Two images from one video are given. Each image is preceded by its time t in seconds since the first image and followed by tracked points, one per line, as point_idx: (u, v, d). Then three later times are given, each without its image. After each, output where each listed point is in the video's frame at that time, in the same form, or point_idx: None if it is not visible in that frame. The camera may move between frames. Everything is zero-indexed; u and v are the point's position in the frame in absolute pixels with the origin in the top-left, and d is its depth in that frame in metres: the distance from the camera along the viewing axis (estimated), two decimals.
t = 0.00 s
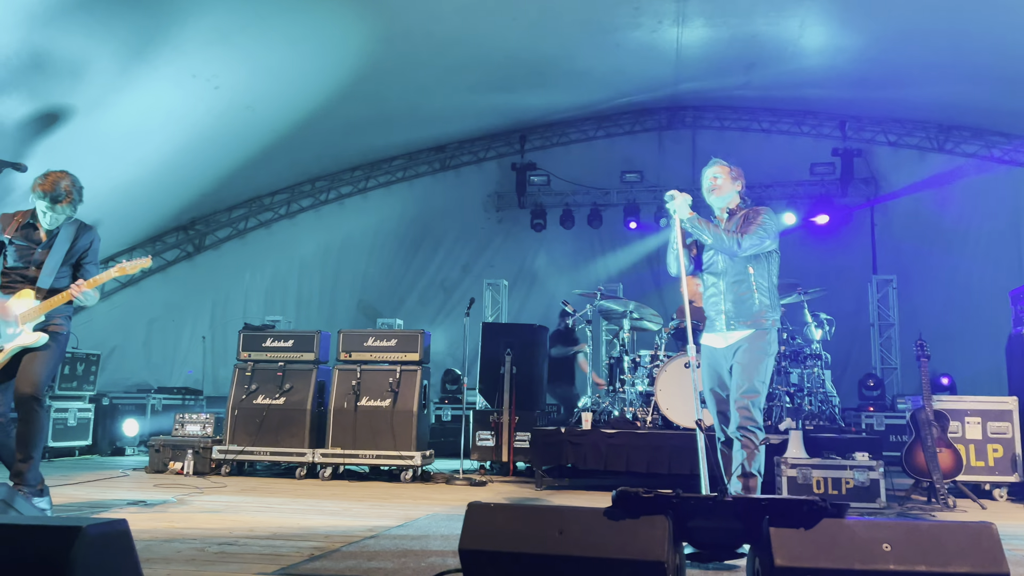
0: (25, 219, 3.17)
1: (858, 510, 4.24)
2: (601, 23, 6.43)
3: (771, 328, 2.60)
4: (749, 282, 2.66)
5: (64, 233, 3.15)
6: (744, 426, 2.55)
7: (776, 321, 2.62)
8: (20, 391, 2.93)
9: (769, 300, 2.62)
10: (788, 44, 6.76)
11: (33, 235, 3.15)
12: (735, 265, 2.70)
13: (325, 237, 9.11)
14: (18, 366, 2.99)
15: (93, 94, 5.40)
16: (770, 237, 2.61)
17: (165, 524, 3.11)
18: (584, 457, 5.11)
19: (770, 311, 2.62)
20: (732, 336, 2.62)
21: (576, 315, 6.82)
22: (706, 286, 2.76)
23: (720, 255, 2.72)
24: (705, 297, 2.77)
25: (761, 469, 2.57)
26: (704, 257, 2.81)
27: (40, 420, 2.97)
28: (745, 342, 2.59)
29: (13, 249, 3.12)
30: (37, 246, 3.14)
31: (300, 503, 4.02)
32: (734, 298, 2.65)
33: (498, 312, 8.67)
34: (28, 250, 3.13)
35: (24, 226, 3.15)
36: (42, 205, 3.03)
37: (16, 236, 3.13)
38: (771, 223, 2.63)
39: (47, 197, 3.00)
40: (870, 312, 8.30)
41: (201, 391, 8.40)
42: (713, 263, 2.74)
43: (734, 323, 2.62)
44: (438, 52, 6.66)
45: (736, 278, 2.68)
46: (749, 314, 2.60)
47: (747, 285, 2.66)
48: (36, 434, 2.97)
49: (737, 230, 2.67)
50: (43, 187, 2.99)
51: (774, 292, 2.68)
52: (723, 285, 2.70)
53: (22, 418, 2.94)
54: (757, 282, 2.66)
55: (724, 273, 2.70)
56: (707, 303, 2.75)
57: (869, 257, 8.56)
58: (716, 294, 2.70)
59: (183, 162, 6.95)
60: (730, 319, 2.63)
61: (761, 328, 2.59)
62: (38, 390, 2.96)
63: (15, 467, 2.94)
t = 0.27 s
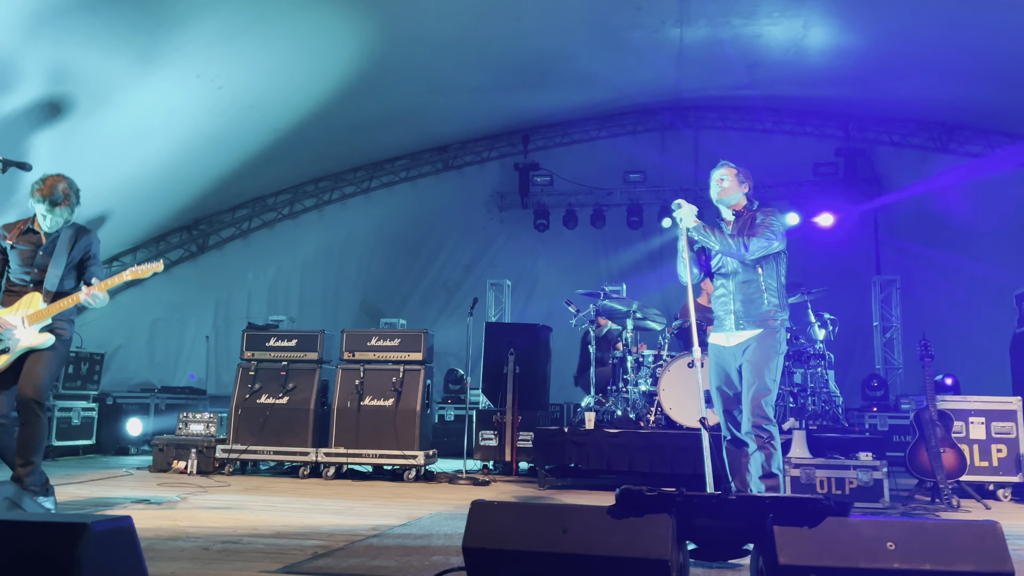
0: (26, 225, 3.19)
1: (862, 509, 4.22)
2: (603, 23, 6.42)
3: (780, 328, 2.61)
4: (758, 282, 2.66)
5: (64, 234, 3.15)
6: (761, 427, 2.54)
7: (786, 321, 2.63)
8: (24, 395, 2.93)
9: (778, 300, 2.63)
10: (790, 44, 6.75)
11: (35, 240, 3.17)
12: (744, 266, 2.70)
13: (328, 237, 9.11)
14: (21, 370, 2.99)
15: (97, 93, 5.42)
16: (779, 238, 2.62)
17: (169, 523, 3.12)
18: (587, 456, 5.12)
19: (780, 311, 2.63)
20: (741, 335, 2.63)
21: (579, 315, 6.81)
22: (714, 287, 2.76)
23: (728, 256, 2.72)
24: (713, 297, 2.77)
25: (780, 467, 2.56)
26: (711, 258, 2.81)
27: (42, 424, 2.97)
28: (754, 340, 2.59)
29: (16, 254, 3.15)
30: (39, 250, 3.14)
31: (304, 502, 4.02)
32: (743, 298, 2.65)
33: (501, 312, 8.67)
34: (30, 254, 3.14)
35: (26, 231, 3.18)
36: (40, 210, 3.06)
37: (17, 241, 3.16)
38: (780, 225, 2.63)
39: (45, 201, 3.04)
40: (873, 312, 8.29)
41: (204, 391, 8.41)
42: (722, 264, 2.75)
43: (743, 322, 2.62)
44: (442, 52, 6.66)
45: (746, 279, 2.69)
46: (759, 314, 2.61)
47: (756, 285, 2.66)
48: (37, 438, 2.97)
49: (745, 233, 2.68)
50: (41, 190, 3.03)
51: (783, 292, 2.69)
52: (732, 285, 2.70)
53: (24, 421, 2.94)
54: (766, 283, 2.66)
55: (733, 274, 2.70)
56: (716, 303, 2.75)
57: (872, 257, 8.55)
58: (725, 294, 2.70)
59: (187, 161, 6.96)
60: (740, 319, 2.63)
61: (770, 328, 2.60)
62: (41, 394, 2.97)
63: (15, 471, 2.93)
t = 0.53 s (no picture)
0: (33, 227, 3.22)
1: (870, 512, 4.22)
2: (610, 24, 6.43)
3: (794, 332, 2.61)
4: (773, 286, 2.67)
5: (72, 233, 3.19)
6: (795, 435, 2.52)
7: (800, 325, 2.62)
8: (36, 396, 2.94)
9: (792, 304, 2.63)
10: (797, 45, 6.74)
11: (42, 240, 3.19)
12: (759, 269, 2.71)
13: (335, 238, 9.13)
14: (31, 371, 3.01)
15: (105, 95, 5.44)
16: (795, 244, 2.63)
17: (178, 524, 3.13)
18: (594, 458, 5.11)
19: (794, 315, 2.63)
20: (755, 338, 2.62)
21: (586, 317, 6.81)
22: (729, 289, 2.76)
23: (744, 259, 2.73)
24: (727, 300, 2.78)
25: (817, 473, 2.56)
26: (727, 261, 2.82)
27: (50, 425, 2.96)
28: (768, 343, 2.59)
29: (25, 255, 3.16)
30: (48, 249, 3.17)
31: (312, 503, 4.02)
32: (757, 301, 2.66)
33: (507, 313, 8.68)
34: (39, 254, 3.15)
35: (33, 233, 3.20)
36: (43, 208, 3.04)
37: (26, 243, 3.18)
38: (796, 230, 2.64)
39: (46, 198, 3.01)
40: (881, 314, 8.26)
41: (211, 392, 8.42)
42: (737, 266, 2.75)
43: (756, 325, 2.62)
44: (449, 53, 6.67)
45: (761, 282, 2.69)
46: (773, 317, 2.61)
47: (771, 289, 2.67)
48: (46, 440, 2.95)
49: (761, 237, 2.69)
50: (41, 189, 3.00)
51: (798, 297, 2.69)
52: (747, 288, 2.70)
53: (33, 422, 2.93)
54: (781, 287, 2.66)
55: (747, 277, 2.71)
56: (729, 305, 2.75)
57: (880, 258, 8.52)
58: (740, 296, 2.71)
59: (195, 163, 6.98)
60: (753, 321, 2.63)
61: (784, 332, 2.59)
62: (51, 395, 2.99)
63: (22, 473, 2.92)
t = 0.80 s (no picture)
0: (42, 233, 3.23)
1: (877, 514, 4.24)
2: (615, 26, 6.43)
3: (814, 335, 2.61)
4: (794, 288, 2.67)
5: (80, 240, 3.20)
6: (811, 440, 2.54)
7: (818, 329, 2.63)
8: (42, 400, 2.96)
9: (812, 307, 2.64)
10: (802, 46, 6.73)
11: (51, 246, 3.22)
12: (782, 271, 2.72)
13: (342, 241, 9.15)
14: (37, 376, 3.03)
15: (113, 99, 5.47)
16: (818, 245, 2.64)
17: (186, 526, 3.14)
18: (600, 460, 5.12)
19: (813, 318, 2.63)
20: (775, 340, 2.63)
21: (592, 319, 6.80)
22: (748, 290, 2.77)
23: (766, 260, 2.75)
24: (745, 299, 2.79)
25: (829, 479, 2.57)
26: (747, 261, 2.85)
27: (55, 429, 2.98)
28: (789, 346, 2.59)
29: (34, 261, 3.19)
30: (57, 255, 3.20)
31: (319, 505, 4.04)
32: (777, 304, 2.67)
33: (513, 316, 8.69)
34: (47, 261, 3.18)
35: (43, 240, 3.22)
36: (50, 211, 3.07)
37: (36, 250, 3.20)
38: (820, 232, 2.65)
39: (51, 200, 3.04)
40: (888, 315, 8.23)
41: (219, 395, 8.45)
42: (760, 267, 2.76)
43: (775, 327, 2.62)
44: (454, 56, 6.68)
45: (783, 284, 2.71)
46: (793, 319, 2.62)
47: (793, 291, 2.67)
48: (51, 442, 2.98)
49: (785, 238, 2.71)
50: (47, 190, 3.02)
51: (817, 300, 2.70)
52: (768, 289, 2.71)
53: (39, 425, 2.96)
54: (802, 290, 2.67)
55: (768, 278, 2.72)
56: (748, 306, 2.77)
57: (887, 259, 8.49)
58: (759, 297, 2.72)
59: (202, 166, 7.02)
60: (771, 323, 2.64)
61: (803, 334, 2.60)
62: (57, 398, 3.01)
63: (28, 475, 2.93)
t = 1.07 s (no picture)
0: (53, 240, 3.23)
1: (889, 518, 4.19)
2: (623, 29, 6.43)
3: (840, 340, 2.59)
4: (822, 291, 2.63)
5: (89, 251, 3.22)
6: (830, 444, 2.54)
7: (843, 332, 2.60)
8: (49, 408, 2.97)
9: (839, 310, 2.60)
10: (811, 48, 6.72)
11: (61, 255, 3.21)
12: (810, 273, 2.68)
13: (351, 244, 9.17)
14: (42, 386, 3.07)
15: (123, 104, 5.50)
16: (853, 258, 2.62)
17: (198, 530, 3.16)
18: (609, 464, 5.11)
19: (839, 323, 2.61)
20: (801, 344, 2.60)
21: (601, 322, 6.79)
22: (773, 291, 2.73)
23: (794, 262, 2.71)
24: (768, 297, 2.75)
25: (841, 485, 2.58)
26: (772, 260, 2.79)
27: (62, 435, 3.00)
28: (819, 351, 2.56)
29: (42, 269, 3.18)
30: (65, 265, 3.20)
31: (329, 509, 4.05)
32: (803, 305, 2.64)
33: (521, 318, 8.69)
34: (56, 269, 3.18)
35: (53, 248, 3.22)
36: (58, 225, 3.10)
37: (46, 257, 3.19)
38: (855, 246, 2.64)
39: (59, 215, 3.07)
40: (898, 317, 8.19)
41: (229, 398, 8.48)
42: (787, 269, 2.72)
43: (802, 330, 2.60)
44: (463, 59, 6.70)
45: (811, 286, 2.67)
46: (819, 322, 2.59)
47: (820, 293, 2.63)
48: (58, 449, 2.98)
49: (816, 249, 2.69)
50: (57, 204, 3.06)
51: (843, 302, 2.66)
52: (795, 292, 2.68)
53: (45, 432, 2.97)
54: (830, 292, 2.62)
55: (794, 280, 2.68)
56: (773, 306, 2.73)
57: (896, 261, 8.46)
58: (785, 300, 2.68)
59: (212, 171, 7.05)
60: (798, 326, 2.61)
61: (828, 338, 2.57)
62: (64, 406, 3.03)
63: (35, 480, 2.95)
